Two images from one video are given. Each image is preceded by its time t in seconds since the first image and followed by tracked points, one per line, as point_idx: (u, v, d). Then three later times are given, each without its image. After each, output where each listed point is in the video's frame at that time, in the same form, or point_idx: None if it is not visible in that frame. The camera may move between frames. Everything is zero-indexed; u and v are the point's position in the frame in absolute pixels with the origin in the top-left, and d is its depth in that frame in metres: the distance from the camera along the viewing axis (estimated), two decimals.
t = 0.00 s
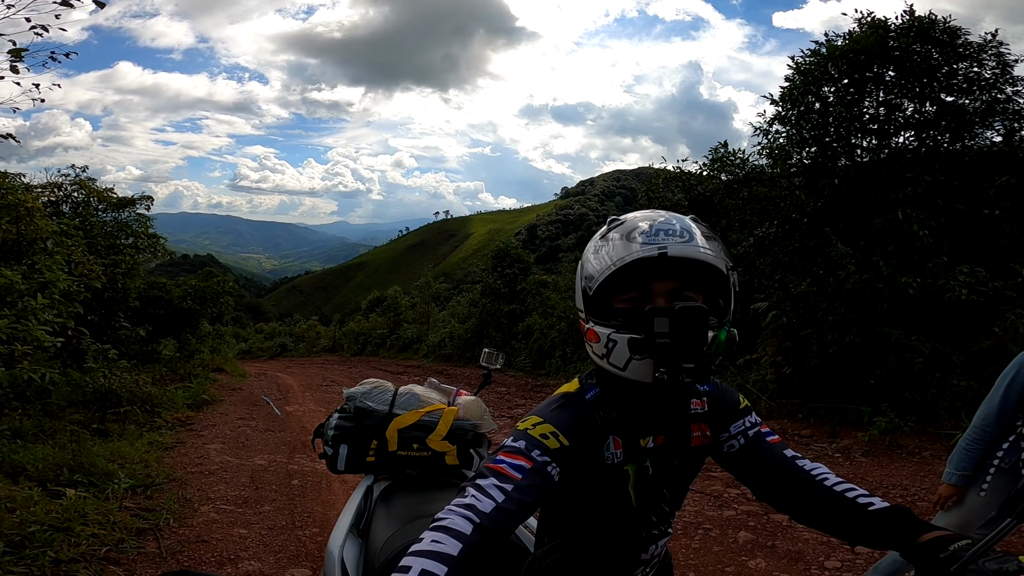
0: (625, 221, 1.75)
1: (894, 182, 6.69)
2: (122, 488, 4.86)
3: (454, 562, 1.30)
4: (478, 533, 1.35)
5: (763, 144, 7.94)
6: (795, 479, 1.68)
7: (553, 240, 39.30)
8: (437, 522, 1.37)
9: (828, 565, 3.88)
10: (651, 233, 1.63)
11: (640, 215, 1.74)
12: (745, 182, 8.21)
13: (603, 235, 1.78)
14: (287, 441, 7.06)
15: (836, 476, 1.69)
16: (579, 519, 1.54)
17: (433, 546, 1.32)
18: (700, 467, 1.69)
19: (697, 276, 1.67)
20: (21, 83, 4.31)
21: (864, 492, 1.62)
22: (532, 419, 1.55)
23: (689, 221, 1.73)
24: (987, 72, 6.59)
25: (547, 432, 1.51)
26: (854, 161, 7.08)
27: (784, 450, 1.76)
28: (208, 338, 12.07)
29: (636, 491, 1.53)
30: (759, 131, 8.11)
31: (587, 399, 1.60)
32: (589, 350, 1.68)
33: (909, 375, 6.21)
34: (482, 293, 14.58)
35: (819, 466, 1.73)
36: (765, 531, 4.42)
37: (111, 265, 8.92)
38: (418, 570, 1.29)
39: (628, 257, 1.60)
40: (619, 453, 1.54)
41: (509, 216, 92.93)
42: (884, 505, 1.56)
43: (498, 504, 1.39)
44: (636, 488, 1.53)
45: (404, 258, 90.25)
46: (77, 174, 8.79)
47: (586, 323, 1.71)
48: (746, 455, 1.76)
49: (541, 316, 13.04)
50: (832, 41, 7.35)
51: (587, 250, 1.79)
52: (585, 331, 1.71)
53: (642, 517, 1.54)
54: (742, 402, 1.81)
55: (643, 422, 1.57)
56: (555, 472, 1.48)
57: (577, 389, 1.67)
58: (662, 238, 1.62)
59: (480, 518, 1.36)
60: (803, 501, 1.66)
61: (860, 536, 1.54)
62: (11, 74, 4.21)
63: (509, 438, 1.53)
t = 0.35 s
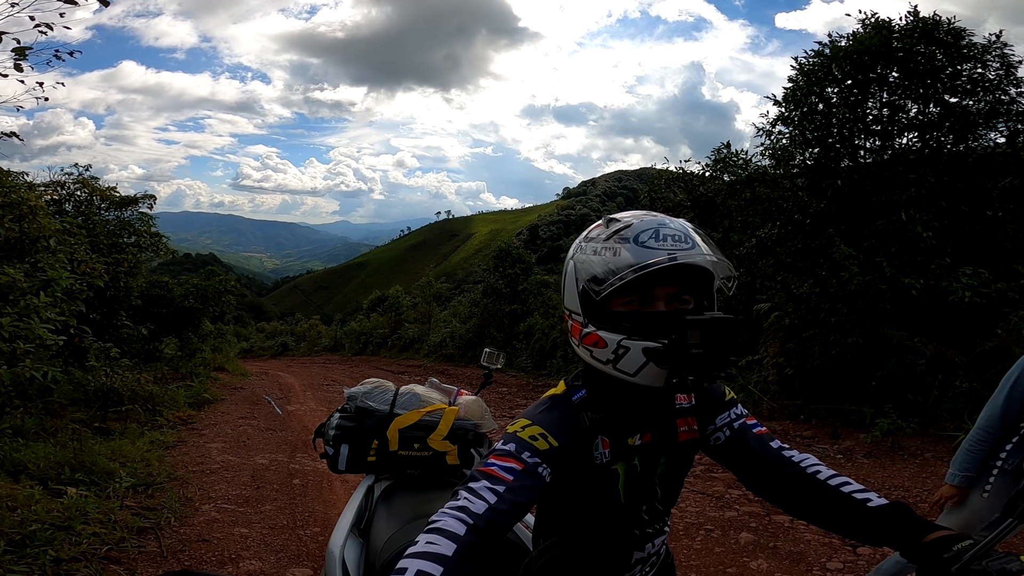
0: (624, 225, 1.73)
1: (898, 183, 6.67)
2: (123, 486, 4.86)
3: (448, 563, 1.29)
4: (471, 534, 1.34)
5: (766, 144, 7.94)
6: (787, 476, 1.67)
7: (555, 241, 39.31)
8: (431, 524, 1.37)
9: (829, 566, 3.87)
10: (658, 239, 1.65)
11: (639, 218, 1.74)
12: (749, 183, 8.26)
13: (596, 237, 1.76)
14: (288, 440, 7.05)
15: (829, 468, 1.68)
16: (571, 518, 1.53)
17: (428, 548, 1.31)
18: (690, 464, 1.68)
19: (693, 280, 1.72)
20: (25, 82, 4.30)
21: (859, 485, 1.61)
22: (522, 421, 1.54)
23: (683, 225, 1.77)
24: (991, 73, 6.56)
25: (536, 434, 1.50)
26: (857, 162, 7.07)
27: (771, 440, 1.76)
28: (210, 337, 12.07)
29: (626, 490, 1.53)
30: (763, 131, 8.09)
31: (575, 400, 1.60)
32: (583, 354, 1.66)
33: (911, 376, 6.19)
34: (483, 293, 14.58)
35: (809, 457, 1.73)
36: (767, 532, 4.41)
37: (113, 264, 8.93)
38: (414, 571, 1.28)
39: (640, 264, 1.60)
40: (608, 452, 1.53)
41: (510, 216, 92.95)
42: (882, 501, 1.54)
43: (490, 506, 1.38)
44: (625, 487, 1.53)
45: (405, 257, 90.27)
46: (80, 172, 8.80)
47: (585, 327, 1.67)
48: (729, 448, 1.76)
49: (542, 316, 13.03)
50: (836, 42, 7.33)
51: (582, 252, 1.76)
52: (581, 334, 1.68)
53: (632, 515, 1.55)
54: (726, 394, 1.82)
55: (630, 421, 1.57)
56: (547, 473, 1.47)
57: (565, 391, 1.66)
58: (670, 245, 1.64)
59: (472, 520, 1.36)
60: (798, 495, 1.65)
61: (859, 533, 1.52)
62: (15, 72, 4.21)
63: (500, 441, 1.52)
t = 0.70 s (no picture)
0: (636, 225, 1.72)
1: (900, 184, 6.65)
2: (123, 485, 4.87)
3: (443, 564, 1.29)
4: (466, 535, 1.34)
5: (768, 145, 7.93)
6: (785, 477, 1.66)
7: (556, 241, 39.34)
8: (427, 525, 1.36)
9: (829, 568, 3.86)
10: (673, 239, 1.66)
11: (651, 219, 1.74)
12: (750, 184, 8.31)
13: (607, 236, 1.74)
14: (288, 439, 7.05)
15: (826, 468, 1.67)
16: (569, 519, 1.52)
17: (423, 549, 1.31)
18: (690, 464, 1.68)
19: (701, 281, 1.74)
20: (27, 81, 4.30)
21: (855, 487, 1.60)
22: (520, 424, 1.53)
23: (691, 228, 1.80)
24: (993, 75, 6.54)
25: (534, 436, 1.49)
26: (859, 163, 7.05)
27: (767, 440, 1.76)
28: (211, 336, 12.09)
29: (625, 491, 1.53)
30: (764, 132, 8.08)
31: (574, 402, 1.58)
32: (594, 354, 1.62)
33: (913, 378, 6.18)
34: (484, 293, 14.57)
35: (804, 456, 1.73)
36: (766, 533, 4.40)
37: (115, 263, 8.93)
38: (409, 571, 1.28)
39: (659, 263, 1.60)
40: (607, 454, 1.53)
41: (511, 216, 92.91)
42: (878, 503, 1.54)
43: (487, 508, 1.38)
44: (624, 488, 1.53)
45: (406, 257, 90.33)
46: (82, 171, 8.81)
47: (599, 326, 1.63)
48: (726, 448, 1.76)
49: (543, 316, 13.03)
50: (838, 43, 7.31)
51: (593, 252, 1.73)
52: (591, 335, 1.64)
53: (630, 515, 1.55)
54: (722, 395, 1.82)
55: (630, 423, 1.57)
56: (545, 476, 1.46)
57: (564, 394, 1.65)
58: (686, 245, 1.66)
59: (468, 522, 1.35)
60: (794, 496, 1.64)
61: (856, 535, 1.52)
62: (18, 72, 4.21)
63: (497, 443, 1.51)
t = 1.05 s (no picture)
0: (644, 236, 1.72)
1: (901, 185, 6.64)
2: (123, 484, 4.87)
3: (454, 565, 1.29)
4: (476, 537, 1.33)
5: (769, 146, 7.92)
6: (788, 487, 1.66)
7: (556, 242, 39.34)
8: (436, 524, 1.36)
9: (828, 569, 3.86)
10: (681, 250, 1.66)
11: (658, 230, 1.74)
12: (751, 185, 8.34)
13: (614, 248, 1.73)
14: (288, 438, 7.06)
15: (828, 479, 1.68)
16: (571, 523, 1.52)
17: (434, 548, 1.31)
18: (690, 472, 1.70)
19: (708, 292, 1.74)
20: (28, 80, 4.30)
21: (857, 495, 1.60)
22: (528, 427, 1.52)
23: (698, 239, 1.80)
24: (995, 76, 6.52)
25: (543, 441, 1.48)
26: (860, 165, 7.05)
27: (771, 453, 1.76)
28: (211, 335, 12.09)
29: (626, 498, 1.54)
30: (765, 133, 8.08)
31: (581, 410, 1.58)
32: (601, 366, 1.61)
33: (914, 379, 6.17)
34: (484, 293, 14.57)
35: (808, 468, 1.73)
36: (766, 534, 4.40)
37: (115, 262, 8.92)
38: (420, 570, 1.27)
39: (668, 275, 1.60)
40: (610, 462, 1.54)
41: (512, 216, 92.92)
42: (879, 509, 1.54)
43: (496, 510, 1.37)
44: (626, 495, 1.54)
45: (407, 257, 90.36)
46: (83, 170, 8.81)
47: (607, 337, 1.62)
48: (729, 460, 1.76)
49: (544, 317, 13.03)
50: (840, 44, 7.30)
51: (601, 263, 1.72)
52: (598, 346, 1.63)
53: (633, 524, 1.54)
54: (730, 407, 1.82)
55: (634, 430, 1.58)
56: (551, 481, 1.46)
57: (571, 399, 1.64)
58: (694, 257, 1.65)
59: (478, 523, 1.35)
60: (795, 506, 1.64)
61: (857, 541, 1.51)
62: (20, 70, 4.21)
63: (505, 445, 1.50)
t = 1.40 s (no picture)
0: (654, 256, 1.68)
1: (902, 187, 6.63)
2: (121, 483, 4.86)
3: (457, 566, 1.29)
4: (478, 539, 1.33)
5: (770, 147, 7.91)
6: (786, 491, 1.65)
7: (556, 242, 39.35)
8: (439, 525, 1.36)
9: (827, 570, 3.85)
10: (693, 278, 1.63)
11: (672, 250, 1.71)
12: (751, 186, 8.33)
13: (622, 265, 1.71)
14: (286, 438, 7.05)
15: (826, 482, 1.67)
16: (571, 525, 1.52)
17: (437, 549, 1.31)
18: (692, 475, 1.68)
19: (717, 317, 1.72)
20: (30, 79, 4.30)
21: (854, 497, 1.60)
22: (532, 430, 1.52)
23: (713, 259, 1.76)
24: (997, 77, 6.51)
25: (546, 444, 1.48)
26: (860, 166, 7.05)
27: (769, 456, 1.75)
28: (211, 335, 12.08)
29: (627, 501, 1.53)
30: (766, 134, 8.07)
31: (584, 415, 1.58)
32: (599, 384, 1.61)
33: (913, 381, 6.16)
34: (484, 293, 14.55)
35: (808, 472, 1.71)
36: (765, 535, 4.39)
37: (115, 260, 8.93)
38: (421, 571, 1.28)
39: (673, 306, 1.58)
40: (612, 466, 1.53)
41: (512, 217, 92.87)
42: (876, 511, 1.53)
43: (499, 512, 1.37)
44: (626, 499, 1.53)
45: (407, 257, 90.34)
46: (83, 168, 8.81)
47: (605, 359, 1.62)
48: (728, 462, 1.75)
49: (543, 317, 13.03)
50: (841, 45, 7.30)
51: (607, 279, 1.71)
52: (598, 364, 1.63)
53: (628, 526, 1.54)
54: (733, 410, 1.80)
55: (636, 435, 1.57)
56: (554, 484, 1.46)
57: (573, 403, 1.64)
58: (705, 286, 1.63)
59: (481, 525, 1.35)
60: (793, 508, 1.63)
61: (855, 543, 1.50)
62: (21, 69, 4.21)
63: (508, 446, 1.50)
